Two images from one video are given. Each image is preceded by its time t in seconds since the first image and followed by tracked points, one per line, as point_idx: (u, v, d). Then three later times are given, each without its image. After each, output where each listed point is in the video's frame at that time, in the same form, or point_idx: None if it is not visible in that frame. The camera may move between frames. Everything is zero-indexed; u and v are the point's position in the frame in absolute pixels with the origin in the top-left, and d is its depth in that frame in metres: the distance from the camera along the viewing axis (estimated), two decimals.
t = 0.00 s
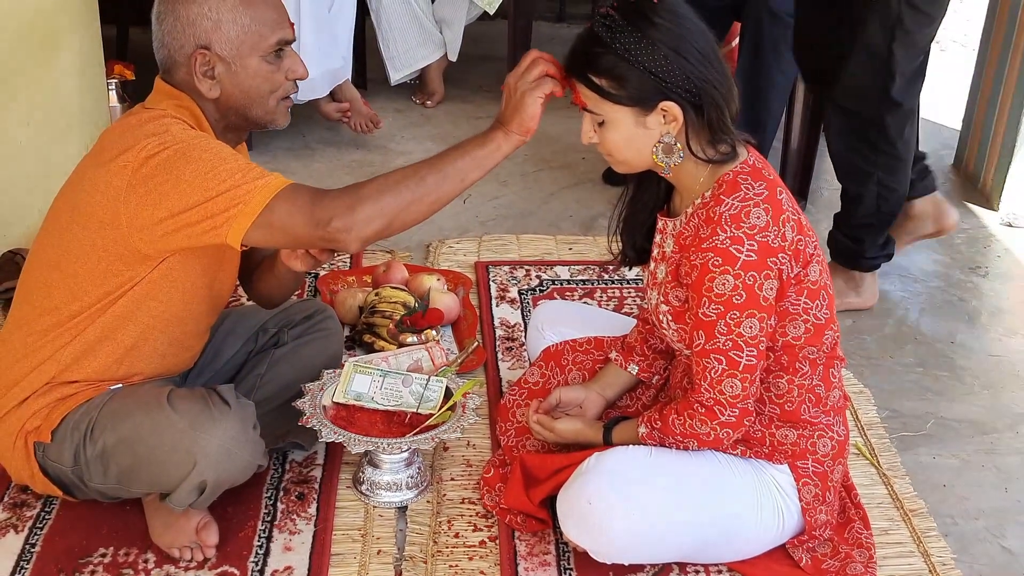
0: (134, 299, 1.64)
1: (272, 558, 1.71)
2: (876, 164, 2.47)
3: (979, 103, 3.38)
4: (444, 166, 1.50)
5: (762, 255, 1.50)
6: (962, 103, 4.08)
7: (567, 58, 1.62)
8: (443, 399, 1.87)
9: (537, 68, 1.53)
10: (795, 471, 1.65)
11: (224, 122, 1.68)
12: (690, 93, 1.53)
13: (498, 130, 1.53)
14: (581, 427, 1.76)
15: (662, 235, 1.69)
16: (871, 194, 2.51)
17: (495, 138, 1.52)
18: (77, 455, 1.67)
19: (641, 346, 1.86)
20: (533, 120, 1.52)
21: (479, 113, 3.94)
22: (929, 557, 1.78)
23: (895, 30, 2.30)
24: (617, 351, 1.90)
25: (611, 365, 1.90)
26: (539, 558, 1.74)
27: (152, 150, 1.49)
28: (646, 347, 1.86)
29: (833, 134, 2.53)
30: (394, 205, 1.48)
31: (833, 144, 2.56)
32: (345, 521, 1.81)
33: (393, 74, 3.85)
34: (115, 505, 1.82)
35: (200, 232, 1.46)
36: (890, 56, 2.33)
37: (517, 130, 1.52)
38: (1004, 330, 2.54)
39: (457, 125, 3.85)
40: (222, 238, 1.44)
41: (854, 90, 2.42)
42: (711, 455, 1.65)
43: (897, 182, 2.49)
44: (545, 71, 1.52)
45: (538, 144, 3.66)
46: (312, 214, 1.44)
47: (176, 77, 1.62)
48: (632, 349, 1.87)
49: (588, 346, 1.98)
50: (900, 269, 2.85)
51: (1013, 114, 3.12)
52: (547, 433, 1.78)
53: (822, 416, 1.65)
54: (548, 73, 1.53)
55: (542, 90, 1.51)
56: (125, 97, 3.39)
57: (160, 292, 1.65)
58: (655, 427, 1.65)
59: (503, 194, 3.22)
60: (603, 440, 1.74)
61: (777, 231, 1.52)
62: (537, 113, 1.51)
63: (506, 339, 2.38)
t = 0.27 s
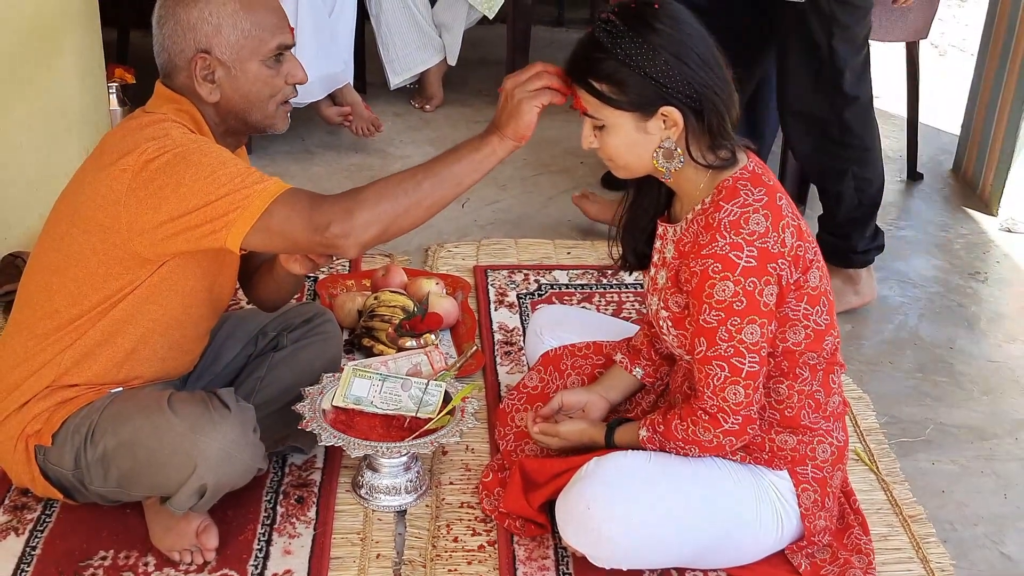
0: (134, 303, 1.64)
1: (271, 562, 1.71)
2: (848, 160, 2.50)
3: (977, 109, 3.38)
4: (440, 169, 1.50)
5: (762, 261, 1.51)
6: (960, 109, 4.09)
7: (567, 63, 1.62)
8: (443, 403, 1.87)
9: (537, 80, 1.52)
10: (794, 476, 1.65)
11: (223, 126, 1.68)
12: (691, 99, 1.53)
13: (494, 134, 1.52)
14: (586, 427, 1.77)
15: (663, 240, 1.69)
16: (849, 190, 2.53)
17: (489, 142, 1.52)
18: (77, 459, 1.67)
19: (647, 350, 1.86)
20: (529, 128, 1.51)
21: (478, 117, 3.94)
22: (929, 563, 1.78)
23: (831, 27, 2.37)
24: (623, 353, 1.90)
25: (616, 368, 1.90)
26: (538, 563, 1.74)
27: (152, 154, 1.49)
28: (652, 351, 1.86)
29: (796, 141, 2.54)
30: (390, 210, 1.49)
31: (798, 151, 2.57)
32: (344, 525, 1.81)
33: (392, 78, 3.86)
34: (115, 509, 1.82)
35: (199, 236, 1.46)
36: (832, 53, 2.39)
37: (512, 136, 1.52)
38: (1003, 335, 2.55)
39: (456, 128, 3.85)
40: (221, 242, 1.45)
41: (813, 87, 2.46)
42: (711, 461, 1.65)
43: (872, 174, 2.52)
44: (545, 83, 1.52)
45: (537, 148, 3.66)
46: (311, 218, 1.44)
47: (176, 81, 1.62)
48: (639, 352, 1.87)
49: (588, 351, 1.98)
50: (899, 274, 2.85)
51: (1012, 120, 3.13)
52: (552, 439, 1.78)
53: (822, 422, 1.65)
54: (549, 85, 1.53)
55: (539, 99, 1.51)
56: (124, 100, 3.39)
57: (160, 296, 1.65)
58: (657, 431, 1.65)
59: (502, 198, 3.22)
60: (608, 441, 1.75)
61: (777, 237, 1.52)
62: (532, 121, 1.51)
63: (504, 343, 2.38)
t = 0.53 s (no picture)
0: (135, 306, 1.64)
1: (273, 565, 1.71)
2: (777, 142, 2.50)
3: (980, 115, 3.38)
4: (439, 169, 1.50)
5: (765, 268, 1.51)
6: (963, 114, 4.09)
7: (571, 69, 1.63)
8: (445, 407, 1.87)
9: (539, 82, 1.53)
10: (798, 483, 1.65)
11: (226, 129, 1.68)
12: (694, 104, 1.53)
13: (491, 133, 1.52)
14: (589, 429, 1.76)
15: (666, 246, 1.69)
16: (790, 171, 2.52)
17: (487, 141, 1.52)
18: (80, 462, 1.67)
19: (648, 355, 1.86)
20: (527, 128, 1.52)
21: (480, 121, 3.94)
22: (931, 569, 1.78)
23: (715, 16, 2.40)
24: (623, 359, 1.89)
25: (617, 374, 1.90)
26: (540, 568, 1.74)
27: (154, 157, 1.49)
28: (654, 357, 1.86)
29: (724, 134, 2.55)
30: (390, 211, 1.48)
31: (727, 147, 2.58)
32: (346, 529, 1.81)
33: (395, 81, 3.86)
34: (118, 511, 1.82)
35: (201, 238, 1.46)
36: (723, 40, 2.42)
37: (508, 135, 1.52)
38: (1005, 341, 2.54)
39: (459, 132, 3.85)
40: (223, 244, 1.44)
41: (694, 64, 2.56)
42: (714, 467, 1.65)
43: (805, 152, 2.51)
44: (547, 86, 1.52)
45: (540, 152, 3.66)
46: (311, 220, 1.44)
47: (178, 84, 1.62)
48: (640, 358, 1.87)
49: (590, 356, 1.98)
50: (902, 280, 2.85)
51: (1015, 126, 3.13)
52: (555, 437, 1.77)
53: (825, 428, 1.65)
54: (550, 89, 1.53)
55: (539, 102, 1.52)
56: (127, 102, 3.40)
57: (162, 298, 1.65)
58: (659, 437, 1.65)
59: (504, 202, 3.22)
60: (609, 446, 1.75)
61: (780, 243, 1.52)
62: (531, 121, 1.52)
63: (507, 347, 2.38)
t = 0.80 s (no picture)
0: (136, 306, 1.64)
1: (273, 569, 1.70)
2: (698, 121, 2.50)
3: (984, 119, 3.38)
4: (439, 169, 1.50)
5: (767, 272, 1.50)
6: (967, 118, 4.08)
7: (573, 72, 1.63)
8: (447, 410, 1.87)
9: (545, 84, 1.54)
10: (799, 487, 1.65)
11: (226, 129, 1.68)
12: (694, 108, 1.52)
13: (494, 133, 1.53)
14: (588, 437, 1.76)
15: (668, 250, 1.68)
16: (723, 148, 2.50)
17: (489, 142, 1.52)
18: (80, 464, 1.67)
19: (648, 361, 1.86)
20: (530, 131, 1.53)
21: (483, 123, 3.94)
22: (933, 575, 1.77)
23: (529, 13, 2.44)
24: (623, 365, 1.89)
25: (617, 380, 1.89)
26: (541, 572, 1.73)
27: (154, 157, 1.49)
28: (653, 362, 1.85)
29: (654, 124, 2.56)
30: (390, 210, 1.48)
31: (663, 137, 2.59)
32: (348, 532, 1.81)
33: (399, 84, 3.85)
34: (118, 514, 1.82)
35: (201, 238, 1.46)
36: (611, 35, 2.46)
37: (512, 138, 1.53)
38: (1008, 346, 2.54)
39: (461, 135, 3.85)
40: (223, 244, 1.44)
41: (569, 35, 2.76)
42: (716, 471, 1.65)
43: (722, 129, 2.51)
44: (553, 88, 1.54)
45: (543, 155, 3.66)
46: (311, 220, 1.43)
47: (178, 84, 1.62)
48: (639, 364, 1.87)
49: (593, 359, 1.98)
50: (905, 284, 2.85)
51: (1018, 131, 3.12)
52: (555, 445, 1.78)
53: (827, 433, 1.64)
54: (556, 90, 1.55)
55: (543, 105, 1.54)
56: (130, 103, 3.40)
57: (162, 299, 1.65)
58: (660, 441, 1.65)
59: (507, 205, 3.22)
60: (610, 452, 1.74)
61: (782, 247, 1.51)
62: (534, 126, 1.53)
63: (509, 350, 2.38)
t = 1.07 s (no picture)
0: (136, 305, 1.64)
1: (275, 569, 1.70)
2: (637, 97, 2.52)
3: (987, 122, 3.37)
4: (440, 172, 1.49)
5: (769, 274, 1.50)
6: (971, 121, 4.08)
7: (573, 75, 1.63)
8: (449, 411, 1.86)
9: (540, 87, 1.54)
10: (801, 489, 1.64)
11: (227, 127, 1.68)
12: (694, 110, 1.52)
13: (493, 138, 1.52)
14: (590, 438, 1.76)
15: (671, 252, 1.68)
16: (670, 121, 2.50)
17: (488, 146, 1.52)
18: (80, 464, 1.67)
19: (651, 362, 1.84)
20: (528, 135, 1.52)
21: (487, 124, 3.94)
22: None
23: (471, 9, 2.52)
24: (627, 366, 1.88)
25: (620, 382, 1.89)
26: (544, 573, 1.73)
27: (154, 155, 1.48)
28: (656, 364, 1.84)
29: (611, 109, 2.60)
30: (391, 212, 1.48)
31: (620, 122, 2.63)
32: (349, 532, 1.81)
33: (402, 84, 3.85)
34: (119, 513, 1.81)
35: (201, 237, 1.46)
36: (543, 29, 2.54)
37: (510, 141, 1.52)
38: (1011, 349, 2.54)
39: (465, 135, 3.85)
40: (223, 243, 1.44)
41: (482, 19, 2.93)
42: (718, 473, 1.64)
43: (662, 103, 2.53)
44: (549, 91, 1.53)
45: (546, 156, 3.66)
46: (310, 223, 1.43)
47: (179, 82, 1.62)
48: (643, 365, 1.85)
49: (596, 361, 1.98)
50: (908, 286, 2.84)
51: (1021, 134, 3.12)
52: (558, 446, 1.78)
53: (830, 435, 1.64)
54: (552, 94, 1.54)
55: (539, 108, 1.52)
56: (132, 102, 3.40)
57: (163, 299, 1.65)
58: (663, 443, 1.65)
59: (511, 206, 3.22)
60: (613, 453, 1.74)
61: (784, 249, 1.51)
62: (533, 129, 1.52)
63: (512, 351, 2.38)
